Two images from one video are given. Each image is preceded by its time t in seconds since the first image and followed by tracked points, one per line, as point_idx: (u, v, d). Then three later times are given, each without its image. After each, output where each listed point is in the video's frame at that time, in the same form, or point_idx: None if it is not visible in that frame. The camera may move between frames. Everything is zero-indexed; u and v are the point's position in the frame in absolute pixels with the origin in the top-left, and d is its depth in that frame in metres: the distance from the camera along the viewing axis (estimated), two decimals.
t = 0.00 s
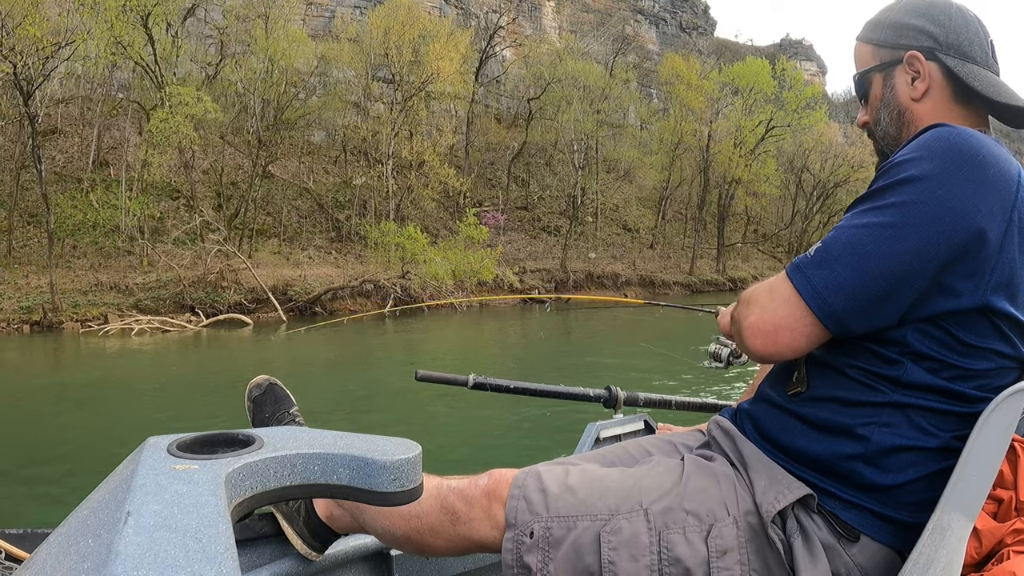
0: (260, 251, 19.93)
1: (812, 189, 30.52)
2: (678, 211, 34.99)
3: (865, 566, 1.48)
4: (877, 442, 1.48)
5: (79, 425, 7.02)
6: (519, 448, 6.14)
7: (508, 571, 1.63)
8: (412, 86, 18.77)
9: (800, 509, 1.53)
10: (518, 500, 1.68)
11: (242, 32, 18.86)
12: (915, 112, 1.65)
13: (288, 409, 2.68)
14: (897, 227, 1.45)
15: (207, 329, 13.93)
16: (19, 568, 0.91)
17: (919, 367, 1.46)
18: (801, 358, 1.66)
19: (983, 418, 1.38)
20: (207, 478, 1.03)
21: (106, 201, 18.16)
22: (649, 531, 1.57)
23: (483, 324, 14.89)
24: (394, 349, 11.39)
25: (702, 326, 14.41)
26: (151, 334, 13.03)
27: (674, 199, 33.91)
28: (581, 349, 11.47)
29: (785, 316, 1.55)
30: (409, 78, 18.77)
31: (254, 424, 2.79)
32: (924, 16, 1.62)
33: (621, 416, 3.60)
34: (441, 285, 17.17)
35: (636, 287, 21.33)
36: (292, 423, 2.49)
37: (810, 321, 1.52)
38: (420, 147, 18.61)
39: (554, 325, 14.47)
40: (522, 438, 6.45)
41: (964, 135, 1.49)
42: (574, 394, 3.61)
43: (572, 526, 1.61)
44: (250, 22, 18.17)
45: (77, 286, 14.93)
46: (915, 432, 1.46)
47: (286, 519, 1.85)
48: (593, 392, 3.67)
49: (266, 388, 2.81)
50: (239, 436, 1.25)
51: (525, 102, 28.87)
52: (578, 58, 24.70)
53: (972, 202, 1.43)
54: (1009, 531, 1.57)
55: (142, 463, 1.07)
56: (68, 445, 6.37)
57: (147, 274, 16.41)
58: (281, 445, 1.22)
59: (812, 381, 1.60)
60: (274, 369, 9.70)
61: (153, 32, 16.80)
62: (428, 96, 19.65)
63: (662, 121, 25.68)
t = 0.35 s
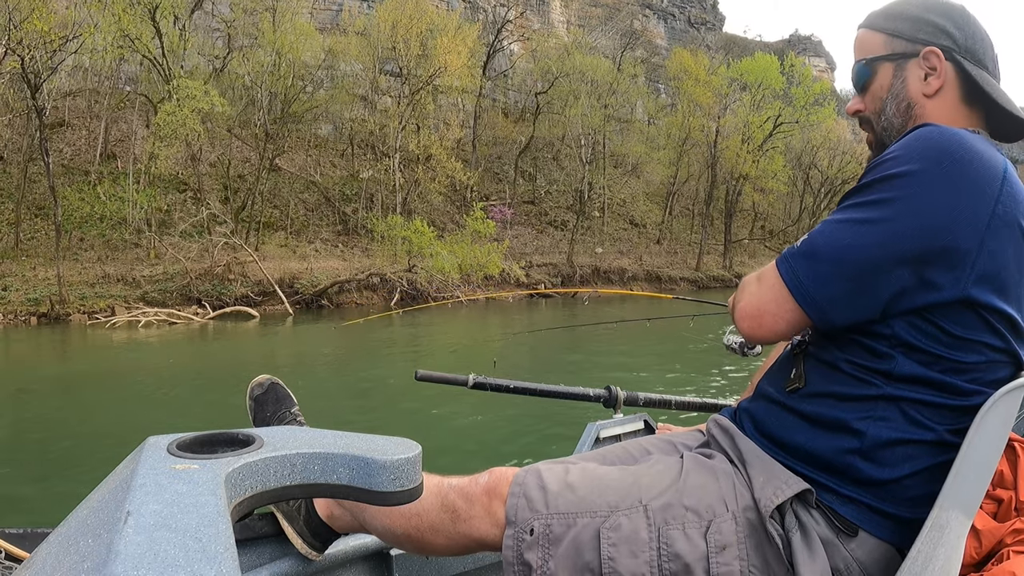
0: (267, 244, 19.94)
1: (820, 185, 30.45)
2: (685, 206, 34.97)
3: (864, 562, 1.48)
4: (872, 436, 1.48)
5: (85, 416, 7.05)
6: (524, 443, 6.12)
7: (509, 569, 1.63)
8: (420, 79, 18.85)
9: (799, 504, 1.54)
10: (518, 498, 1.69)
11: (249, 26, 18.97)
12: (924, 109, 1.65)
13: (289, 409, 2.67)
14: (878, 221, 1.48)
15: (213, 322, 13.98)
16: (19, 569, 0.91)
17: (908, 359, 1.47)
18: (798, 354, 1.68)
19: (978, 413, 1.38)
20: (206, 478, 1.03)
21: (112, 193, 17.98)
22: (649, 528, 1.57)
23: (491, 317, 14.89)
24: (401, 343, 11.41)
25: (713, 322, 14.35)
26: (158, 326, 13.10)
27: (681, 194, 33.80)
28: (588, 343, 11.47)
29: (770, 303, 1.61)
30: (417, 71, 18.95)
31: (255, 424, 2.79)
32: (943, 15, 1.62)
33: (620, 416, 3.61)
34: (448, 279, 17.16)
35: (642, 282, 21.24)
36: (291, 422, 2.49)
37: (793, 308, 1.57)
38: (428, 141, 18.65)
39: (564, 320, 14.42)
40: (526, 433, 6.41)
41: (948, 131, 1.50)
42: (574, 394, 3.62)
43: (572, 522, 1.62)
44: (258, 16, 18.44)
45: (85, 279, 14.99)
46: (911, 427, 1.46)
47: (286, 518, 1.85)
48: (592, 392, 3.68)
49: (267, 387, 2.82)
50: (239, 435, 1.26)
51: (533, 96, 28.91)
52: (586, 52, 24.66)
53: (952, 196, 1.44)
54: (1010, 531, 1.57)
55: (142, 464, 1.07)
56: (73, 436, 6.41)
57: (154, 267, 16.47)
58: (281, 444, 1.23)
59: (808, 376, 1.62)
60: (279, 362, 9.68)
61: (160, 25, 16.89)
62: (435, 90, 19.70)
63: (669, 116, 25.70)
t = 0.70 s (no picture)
0: (273, 238, 20.00)
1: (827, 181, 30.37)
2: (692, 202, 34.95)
3: (864, 558, 1.49)
4: (871, 432, 1.48)
5: (91, 407, 7.10)
6: (529, 438, 6.11)
7: (509, 567, 1.63)
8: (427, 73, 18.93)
9: (798, 500, 1.54)
10: (519, 496, 1.69)
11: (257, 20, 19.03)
12: (957, 107, 1.68)
13: (290, 409, 2.68)
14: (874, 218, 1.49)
15: (219, 315, 14.07)
16: (19, 568, 0.92)
17: (904, 355, 1.47)
18: (797, 350, 1.68)
19: (976, 409, 1.38)
20: (206, 478, 1.03)
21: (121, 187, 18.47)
22: (649, 524, 1.57)
23: (498, 313, 14.90)
24: (407, 337, 11.45)
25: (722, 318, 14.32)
26: (164, 319, 13.23)
27: (688, 190, 33.75)
28: (595, 339, 11.48)
29: (767, 299, 1.62)
30: (424, 66, 18.83)
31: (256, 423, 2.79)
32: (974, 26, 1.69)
33: (620, 416, 3.61)
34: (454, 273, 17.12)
35: (648, 277, 21.20)
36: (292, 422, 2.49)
37: (791, 304, 1.57)
38: (435, 136, 18.70)
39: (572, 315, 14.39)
40: (529, 429, 6.41)
41: (943, 131, 1.51)
42: (574, 394, 3.63)
43: (572, 519, 1.62)
44: (265, 10, 18.52)
45: (92, 271, 15.09)
46: (907, 422, 1.47)
47: (287, 518, 1.86)
48: (592, 392, 3.68)
49: (268, 387, 2.82)
50: (239, 436, 1.26)
51: (541, 91, 28.96)
52: (593, 47, 24.67)
53: (947, 194, 1.45)
54: (1009, 531, 1.58)
55: (142, 463, 1.07)
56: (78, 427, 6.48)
57: (161, 260, 16.55)
58: (281, 444, 1.23)
59: (807, 372, 1.62)
60: (283, 356, 9.68)
61: (168, 20, 16.97)
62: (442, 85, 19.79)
63: (677, 113, 25.72)
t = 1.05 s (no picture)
0: (279, 239, 20.12)
1: (833, 182, 30.31)
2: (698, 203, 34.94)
3: (865, 562, 1.48)
4: (872, 437, 1.48)
5: (96, 408, 7.13)
6: (533, 439, 6.10)
7: (509, 570, 1.62)
8: (432, 75, 19.10)
9: (799, 504, 1.53)
10: (518, 498, 1.68)
11: (262, 22, 19.10)
12: (955, 107, 1.68)
13: (289, 409, 2.67)
14: (892, 222, 1.46)
15: (226, 316, 14.10)
16: (18, 569, 0.91)
17: (915, 361, 1.46)
18: (794, 357, 1.66)
19: (978, 410, 1.37)
20: (206, 478, 1.02)
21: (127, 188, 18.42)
22: (649, 527, 1.56)
23: (505, 314, 14.92)
24: (413, 338, 11.46)
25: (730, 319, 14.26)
26: (171, 321, 13.26)
27: (694, 191, 33.71)
28: (600, 340, 11.46)
29: (784, 314, 1.55)
30: (429, 68, 19.19)
31: (255, 424, 2.78)
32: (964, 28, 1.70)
33: (621, 416, 3.60)
34: (460, 275, 17.18)
35: (654, 278, 21.21)
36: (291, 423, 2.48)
37: (812, 318, 1.51)
38: (440, 137, 18.80)
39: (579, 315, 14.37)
40: (532, 430, 6.39)
41: (955, 133, 1.50)
42: (574, 394, 3.61)
43: (573, 522, 1.61)
44: (270, 13, 18.61)
45: (99, 274, 15.18)
46: (912, 427, 1.46)
47: (286, 519, 1.85)
48: (593, 392, 3.67)
49: (267, 387, 2.81)
50: (239, 436, 1.24)
51: (546, 92, 29.01)
52: (598, 48, 24.71)
53: (964, 196, 1.44)
54: (1009, 530, 1.57)
55: (141, 464, 1.06)
56: (84, 426, 6.50)
57: (168, 263, 16.63)
58: (281, 445, 1.22)
59: (807, 380, 1.60)
60: (287, 358, 9.67)
61: (174, 23, 17.06)
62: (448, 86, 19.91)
63: (682, 113, 25.71)
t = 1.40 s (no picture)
0: (285, 246, 20.29)
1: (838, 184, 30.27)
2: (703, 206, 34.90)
3: (865, 565, 1.48)
4: (876, 440, 1.47)
5: (100, 413, 7.15)
6: (537, 445, 6.10)
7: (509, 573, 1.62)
8: (436, 81, 19.16)
9: (800, 507, 1.53)
10: (518, 499, 1.68)
11: (266, 30, 19.19)
12: (968, 106, 1.68)
13: (287, 410, 2.67)
14: (894, 221, 1.46)
15: (232, 323, 14.16)
16: (19, 569, 0.91)
17: (918, 364, 1.45)
18: (801, 357, 1.67)
19: (981, 411, 1.37)
20: (206, 478, 1.02)
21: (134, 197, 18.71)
22: (649, 530, 1.56)
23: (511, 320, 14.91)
24: (418, 344, 11.47)
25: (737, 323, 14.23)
26: (177, 328, 13.28)
27: (699, 195, 33.69)
28: (606, 344, 11.45)
29: (778, 302, 1.57)
30: (433, 74, 19.21)
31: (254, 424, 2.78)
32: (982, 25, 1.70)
33: (621, 416, 3.59)
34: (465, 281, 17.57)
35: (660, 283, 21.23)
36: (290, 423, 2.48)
37: (805, 309, 1.54)
38: (445, 143, 18.94)
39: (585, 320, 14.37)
40: (536, 435, 6.40)
41: (963, 134, 1.49)
42: (574, 393, 3.61)
43: (573, 524, 1.61)
44: (274, 20, 18.66)
45: (105, 281, 15.25)
46: (915, 431, 1.46)
47: (286, 521, 1.84)
48: (592, 392, 3.66)
49: (265, 388, 2.81)
50: (239, 436, 1.24)
51: (550, 98, 29.07)
52: (602, 52, 24.76)
53: (969, 198, 1.43)
54: (1010, 530, 1.56)
55: (142, 464, 1.06)
56: (90, 432, 6.52)
57: (174, 269, 16.70)
58: (281, 445, 1.22)
59: (812, 381, 1.61)
60: (291, 364, 9.67)
61: (178, 31, 17.15)
62: (452, 92, 20.00)
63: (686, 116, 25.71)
